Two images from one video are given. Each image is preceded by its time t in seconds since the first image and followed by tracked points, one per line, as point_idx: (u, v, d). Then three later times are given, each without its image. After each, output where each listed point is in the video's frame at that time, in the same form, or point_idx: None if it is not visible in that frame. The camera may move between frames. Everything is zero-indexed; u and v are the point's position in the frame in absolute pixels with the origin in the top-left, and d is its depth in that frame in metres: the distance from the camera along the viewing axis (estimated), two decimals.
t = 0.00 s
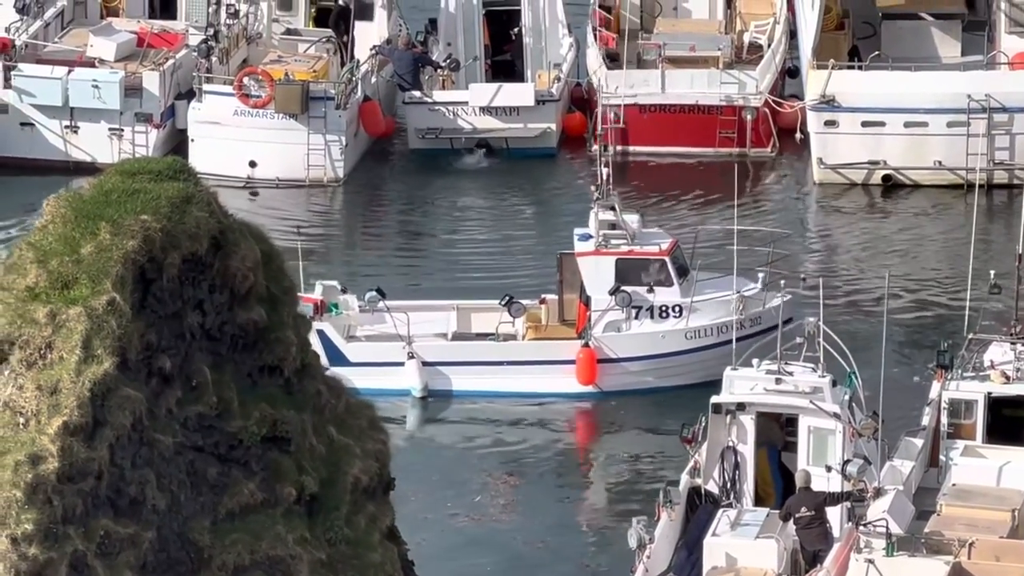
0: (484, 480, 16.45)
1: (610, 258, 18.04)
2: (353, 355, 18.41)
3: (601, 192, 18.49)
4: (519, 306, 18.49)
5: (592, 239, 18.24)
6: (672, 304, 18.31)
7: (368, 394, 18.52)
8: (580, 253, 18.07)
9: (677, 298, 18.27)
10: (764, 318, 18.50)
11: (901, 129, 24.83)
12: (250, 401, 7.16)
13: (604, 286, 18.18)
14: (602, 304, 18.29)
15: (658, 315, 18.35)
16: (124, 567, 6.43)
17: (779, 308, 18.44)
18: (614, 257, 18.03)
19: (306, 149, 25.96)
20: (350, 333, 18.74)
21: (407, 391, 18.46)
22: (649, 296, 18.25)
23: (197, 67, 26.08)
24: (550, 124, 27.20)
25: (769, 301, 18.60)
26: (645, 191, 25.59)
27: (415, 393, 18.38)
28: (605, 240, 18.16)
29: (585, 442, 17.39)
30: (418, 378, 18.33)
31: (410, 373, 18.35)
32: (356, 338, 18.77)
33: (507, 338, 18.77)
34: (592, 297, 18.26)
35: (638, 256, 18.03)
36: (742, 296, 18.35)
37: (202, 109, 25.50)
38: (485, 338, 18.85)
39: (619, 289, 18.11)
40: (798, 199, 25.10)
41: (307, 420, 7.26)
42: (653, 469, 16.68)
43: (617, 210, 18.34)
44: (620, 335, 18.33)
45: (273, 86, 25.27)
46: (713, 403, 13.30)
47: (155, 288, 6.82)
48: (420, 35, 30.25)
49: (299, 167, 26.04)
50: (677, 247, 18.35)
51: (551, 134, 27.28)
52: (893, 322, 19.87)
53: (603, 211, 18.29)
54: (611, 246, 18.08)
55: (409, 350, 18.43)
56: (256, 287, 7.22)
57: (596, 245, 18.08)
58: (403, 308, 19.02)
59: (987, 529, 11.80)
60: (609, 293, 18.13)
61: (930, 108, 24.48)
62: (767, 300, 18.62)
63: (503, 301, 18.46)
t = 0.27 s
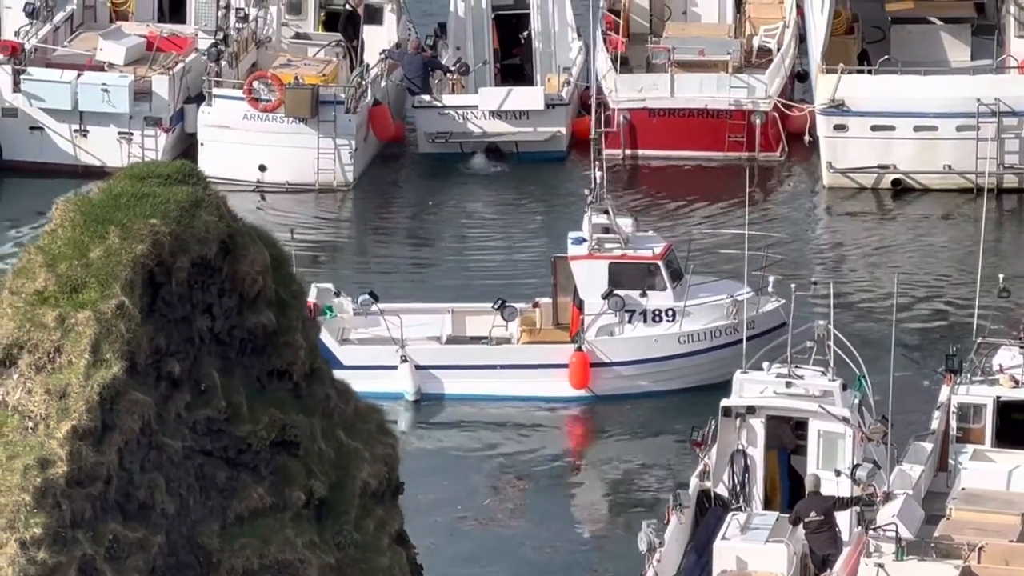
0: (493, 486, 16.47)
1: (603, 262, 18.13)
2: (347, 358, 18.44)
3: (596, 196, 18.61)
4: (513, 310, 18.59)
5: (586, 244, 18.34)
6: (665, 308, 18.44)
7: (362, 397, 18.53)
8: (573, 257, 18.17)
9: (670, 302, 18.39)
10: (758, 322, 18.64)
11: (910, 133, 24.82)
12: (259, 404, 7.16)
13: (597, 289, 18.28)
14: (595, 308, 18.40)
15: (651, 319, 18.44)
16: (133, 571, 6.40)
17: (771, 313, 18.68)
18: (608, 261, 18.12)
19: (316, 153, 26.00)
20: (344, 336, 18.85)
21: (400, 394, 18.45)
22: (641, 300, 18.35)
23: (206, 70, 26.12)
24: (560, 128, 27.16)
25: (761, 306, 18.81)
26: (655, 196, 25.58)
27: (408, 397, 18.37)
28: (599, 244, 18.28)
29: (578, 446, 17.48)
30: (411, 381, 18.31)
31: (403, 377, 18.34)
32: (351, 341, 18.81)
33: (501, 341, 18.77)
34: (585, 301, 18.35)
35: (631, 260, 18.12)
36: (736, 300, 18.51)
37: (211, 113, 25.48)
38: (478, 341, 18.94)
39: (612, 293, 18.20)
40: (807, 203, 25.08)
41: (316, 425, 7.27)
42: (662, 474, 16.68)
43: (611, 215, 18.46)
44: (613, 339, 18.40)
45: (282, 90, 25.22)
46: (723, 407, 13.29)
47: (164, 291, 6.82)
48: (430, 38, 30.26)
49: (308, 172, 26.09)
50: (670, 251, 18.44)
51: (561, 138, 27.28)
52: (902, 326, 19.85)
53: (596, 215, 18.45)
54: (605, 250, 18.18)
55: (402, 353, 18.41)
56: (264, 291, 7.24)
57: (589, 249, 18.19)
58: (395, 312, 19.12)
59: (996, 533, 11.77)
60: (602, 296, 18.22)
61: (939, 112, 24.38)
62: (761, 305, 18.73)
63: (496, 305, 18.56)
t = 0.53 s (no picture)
0: (503, 489, 16.49)
1: (595, 265, 18.16)
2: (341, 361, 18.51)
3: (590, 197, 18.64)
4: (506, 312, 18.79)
5: (579, 246, 18.37)
6: (658, 310, 18.45)
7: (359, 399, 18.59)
8: (566, 259, 18.20)
9: (663, 305, 18.40)
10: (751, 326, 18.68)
11: (920, 136, 24.81)
12: (268, 407, 7.16)
13: (589, 292, 18.28)
14: (588, 310, 18.37)
15: (644, 322, 18.48)
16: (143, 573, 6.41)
17: (766, 315, 18.68)
18: (600, 264, 18.14)
19: (325, 156, 26.00)
20: (338, 337, 18.73)
21: (395, 396, 18.49)
22: (634, 303, 18.35)
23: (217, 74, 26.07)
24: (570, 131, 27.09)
25: (756, 308, 18.83)
26: (665, 199, 25.57)
27: (402, 398, 18.40)
28: (592, 246, 18.32)
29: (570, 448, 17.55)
30: (403, 383, 18.32)
31: (396, 379, 18.35)
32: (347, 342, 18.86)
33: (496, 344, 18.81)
34: (578, 304, 18.33)
35: (624, 263, 18.13)
36: (729, 303, 18.59)
37: (222, 116, 25.49)
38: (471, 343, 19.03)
39: (604, 296, 18.17)
40: (817, 206, 25.06)
41: (326, 427, 7.28)
42: (671, 478, 16.69)
43: (604, 217, 18.49)
44: (605, 342, 18.43)
45: (292, 94, 25.23)
46: (732, 409, 13.29)
47: (174, 294, 6.82)
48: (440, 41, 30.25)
49: (318, 176, 26.14)
50: (663, 253, 18.43)
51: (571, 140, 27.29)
52: (912, 328, 19.83)
53: (590, 217, 18.49)
54: (598, 252, 18.21)
55: (394, 355, 18.44)
56: (274, 294, 7.24)
57: (582, 252, 18.21)
58: (388, 313, 19.15)
59: (1007, 535, 11.76)
60: (595, 299, 18.19)
61: (949, 116, 24.40)
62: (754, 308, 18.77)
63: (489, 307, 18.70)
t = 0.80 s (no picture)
0: (513, 493, 16.51)
1: (587, 269, 18.17)
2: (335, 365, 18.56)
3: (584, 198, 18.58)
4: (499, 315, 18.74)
5: (572, 249, 18.36)
6: (650, 314, 18.42)
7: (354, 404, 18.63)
8: (558, 263, 18.20)
9: (656, 308, 18.38)
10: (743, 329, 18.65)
11: (930, 140, 24.77)
12: (278, 411, 7.16)
13: (582, 296, 18.29)
14: (581, 313, 18.40)
15: (636, 325, 18.46)
16: None
17: (758, 319, 18.68)
18: (592, 267, 18.16)
19: (336, 159, 26.04)
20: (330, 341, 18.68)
21: (389, 399, 18.55)
22: (626, 306, 18.37)
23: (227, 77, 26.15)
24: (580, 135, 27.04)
25: (748, 311, 18.82)
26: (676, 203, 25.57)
27: (396, 401, 18.47)
28: (585, 250, 18.30)
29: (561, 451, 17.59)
30: (397, 386, 18.39)
31: (390, 381, 18.42)
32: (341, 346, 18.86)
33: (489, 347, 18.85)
34: (571, 307, 18.36)
35: (616, 267, 18.13)
36: (722, 306, 18.55)
37: (232, 119, 25.52)
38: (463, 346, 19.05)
39: (596, 300, 18.21)
40: (827, 210, 25.04)
41: (335, 431, 7.28)
42: (680, 482, 16.69)
43: (597, 219, 18.45)
44: (597, 345, 18.43)
45: (303, 98, 25.26)
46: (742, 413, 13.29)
47: (184, 297, 6.83)
48: (450, 45, 30.25)
49: (329, 179, 26.16)
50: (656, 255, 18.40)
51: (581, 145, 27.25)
52: (922, 333, 19.81)
53: (583, 220, 18.45)
54: (590, 256, 18.21)
55: (388, 358, 18.51)
56: (284, 298, 7.24)
57: (575, 255, 18.21)
58: (381, 316, 19.09)
59: (1017, 540, 11.75)
60: (587, 303, 18.24)
61: (958, 120, 24.38)
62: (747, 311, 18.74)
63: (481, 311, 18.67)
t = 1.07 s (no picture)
0: (524, 499, 16.55)
1: (582, 271, 18.28)
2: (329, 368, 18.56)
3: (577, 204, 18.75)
4: (492, 318, 18.89)
5: (566, 253, 18.50)
6: (643, 317, 18.51)
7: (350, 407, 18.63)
8: (552, 265, 18.33)
9: (649, 311, 18.48)
10: (735, 332, 18.73)
11: (941, 145, 24.69)
12: (289, 415, 7.13)
13: (575, 299, 18.40)
14: (573, 317, 18.48)
15: (629, 328, 18.54)
16: None
17: (752, 322, 18.76)
18: (587, 270, 18.27)
19: (347, 163, 26.03)
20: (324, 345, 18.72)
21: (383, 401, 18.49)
22: (619, 310, 18.46)
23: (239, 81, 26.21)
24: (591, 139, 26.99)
25: (741, 315, 18.91)
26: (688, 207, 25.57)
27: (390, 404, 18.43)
28: (579, 253, 18.44)
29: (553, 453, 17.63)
30: (389, 389, 18.30)
31: (382, 384, 18.33)
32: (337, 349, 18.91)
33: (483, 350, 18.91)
34: (564, 310, 18.46)
35: (610, 269, 18.27)
36: (714, 310, 18.67)
37: (244, 123, 25.59)
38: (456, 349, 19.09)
39: (590, 302, 18.32)
40: (838, 214, 25.04)
41: (347, 434, 7.25)
42: (691, 488, 16.73)
43: (591, 223, 18.61)
44: (590, 348, 18.51)
45: (314, 100, 25.31)
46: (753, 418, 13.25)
47: (195, 301, 6.82)
48: (462, 49, 30.25)
49: (340, 183, 26.11)
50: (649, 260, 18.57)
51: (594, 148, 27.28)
52: (933, 336, 19.80)
53: (577, 224, 18.62)
54: (584, 259, 18.33)
55: (381, 361, 18.45)
56: (295, 301, 7.20)
57: (568, 258, 18.34)
58: (375, 319, 19.14)
59: None
60: (581, 305, 18.34)
61: (969, 125, 24.31)
62: (738, 315, 18.85)
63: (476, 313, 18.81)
